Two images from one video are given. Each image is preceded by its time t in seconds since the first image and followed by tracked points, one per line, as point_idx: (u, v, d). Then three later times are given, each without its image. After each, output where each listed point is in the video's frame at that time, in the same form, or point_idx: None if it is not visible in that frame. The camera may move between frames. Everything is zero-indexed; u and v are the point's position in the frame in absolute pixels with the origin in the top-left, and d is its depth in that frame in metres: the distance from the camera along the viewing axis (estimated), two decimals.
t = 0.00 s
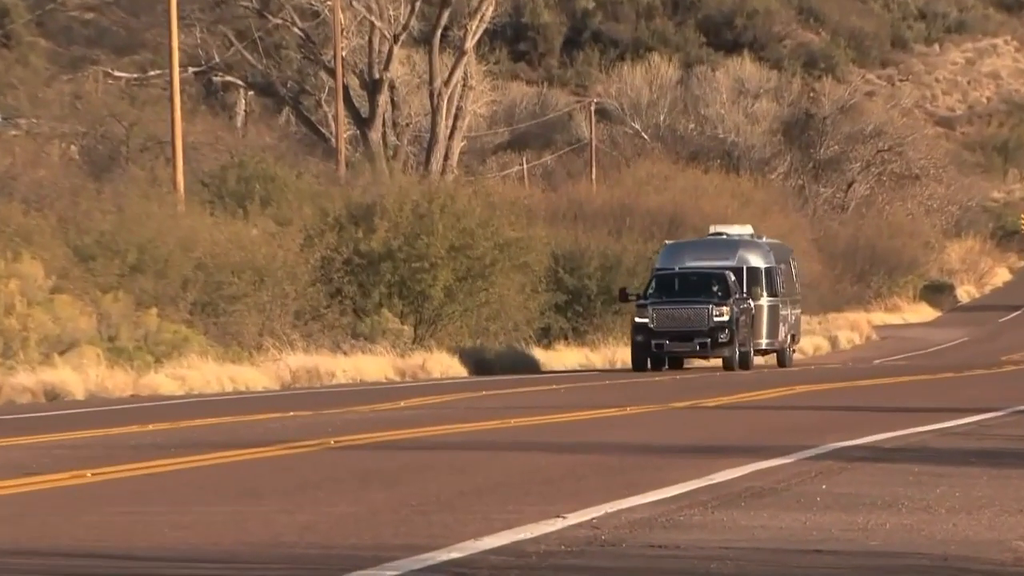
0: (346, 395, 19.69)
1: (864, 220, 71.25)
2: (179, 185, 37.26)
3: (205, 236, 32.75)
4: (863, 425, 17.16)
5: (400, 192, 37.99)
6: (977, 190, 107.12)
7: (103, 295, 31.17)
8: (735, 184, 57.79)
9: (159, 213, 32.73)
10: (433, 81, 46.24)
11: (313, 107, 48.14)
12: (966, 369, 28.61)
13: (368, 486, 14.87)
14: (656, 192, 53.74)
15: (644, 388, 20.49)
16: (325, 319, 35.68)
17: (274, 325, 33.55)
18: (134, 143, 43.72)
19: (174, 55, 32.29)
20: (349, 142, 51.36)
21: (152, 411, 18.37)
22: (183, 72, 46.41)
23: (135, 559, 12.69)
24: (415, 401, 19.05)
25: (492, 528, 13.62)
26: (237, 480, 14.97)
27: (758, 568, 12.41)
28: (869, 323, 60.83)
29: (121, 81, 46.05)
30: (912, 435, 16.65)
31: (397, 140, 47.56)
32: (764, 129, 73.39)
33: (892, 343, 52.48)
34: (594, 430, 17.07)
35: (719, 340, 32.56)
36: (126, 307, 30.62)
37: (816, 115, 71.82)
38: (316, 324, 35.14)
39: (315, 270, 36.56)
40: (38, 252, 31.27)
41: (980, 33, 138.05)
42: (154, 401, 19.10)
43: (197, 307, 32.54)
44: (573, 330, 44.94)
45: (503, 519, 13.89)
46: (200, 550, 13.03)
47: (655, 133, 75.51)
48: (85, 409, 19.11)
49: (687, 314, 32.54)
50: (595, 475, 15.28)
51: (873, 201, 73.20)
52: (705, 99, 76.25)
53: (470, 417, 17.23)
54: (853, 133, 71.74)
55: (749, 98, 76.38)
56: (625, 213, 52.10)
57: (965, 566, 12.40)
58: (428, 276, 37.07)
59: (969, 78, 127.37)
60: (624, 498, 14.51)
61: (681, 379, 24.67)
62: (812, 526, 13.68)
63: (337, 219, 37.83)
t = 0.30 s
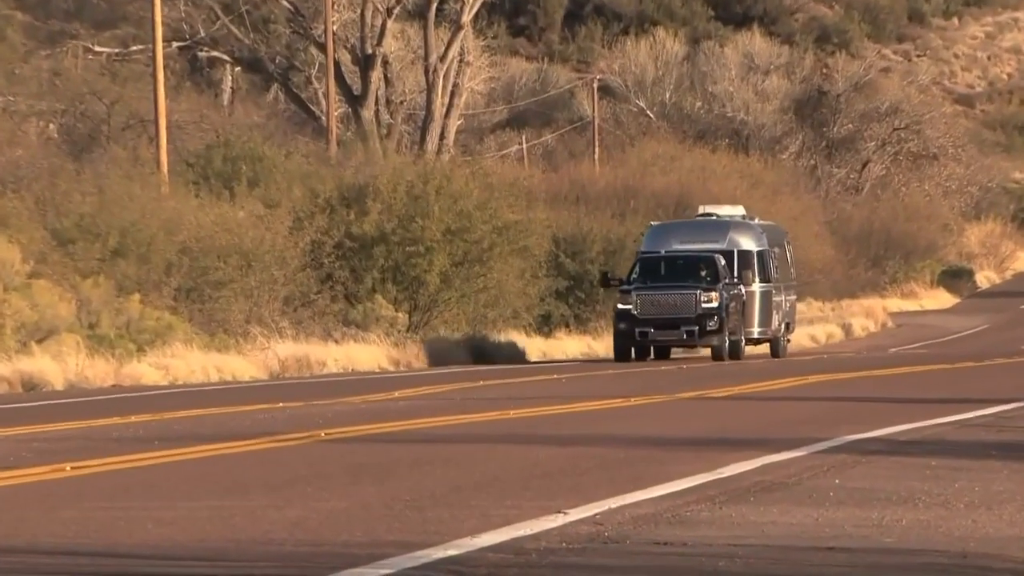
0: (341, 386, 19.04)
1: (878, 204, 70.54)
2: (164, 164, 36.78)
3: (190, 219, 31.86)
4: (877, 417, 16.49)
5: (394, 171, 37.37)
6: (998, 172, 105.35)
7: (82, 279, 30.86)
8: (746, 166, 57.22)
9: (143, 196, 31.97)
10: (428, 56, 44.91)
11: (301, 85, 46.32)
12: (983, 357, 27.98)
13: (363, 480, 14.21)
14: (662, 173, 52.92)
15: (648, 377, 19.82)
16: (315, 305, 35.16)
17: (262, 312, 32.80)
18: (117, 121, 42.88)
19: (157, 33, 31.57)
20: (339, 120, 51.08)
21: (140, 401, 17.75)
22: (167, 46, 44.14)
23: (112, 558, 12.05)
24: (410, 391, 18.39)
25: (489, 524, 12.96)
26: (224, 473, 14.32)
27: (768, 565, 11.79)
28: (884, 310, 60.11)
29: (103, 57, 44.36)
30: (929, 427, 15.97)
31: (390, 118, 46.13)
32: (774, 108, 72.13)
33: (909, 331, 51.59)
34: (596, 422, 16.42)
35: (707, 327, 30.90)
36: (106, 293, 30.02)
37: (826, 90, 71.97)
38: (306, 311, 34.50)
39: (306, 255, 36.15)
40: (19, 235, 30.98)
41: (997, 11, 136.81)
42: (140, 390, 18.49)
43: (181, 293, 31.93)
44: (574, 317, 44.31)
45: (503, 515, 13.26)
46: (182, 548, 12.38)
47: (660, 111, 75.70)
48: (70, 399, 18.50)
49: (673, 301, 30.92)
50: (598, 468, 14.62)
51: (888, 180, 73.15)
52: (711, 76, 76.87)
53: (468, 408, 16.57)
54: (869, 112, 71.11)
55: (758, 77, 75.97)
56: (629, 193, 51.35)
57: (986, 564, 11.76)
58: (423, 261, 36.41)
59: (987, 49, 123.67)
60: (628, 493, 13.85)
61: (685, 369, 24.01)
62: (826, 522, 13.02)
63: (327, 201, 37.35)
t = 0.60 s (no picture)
0: (337, 381, 18.68)
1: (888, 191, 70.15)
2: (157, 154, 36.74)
3: (181, 210, 31.57)
4: (886, 413, 16.10)
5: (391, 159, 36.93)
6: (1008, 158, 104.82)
7: (71, 270, 30.45)
8: (754, 155, 56.87)
9: (134, 185, 31.70)
10: (426, 43, 44.39)
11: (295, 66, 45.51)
12: (993, 351, 27.54)
13: (360, 477, 13.86)
14: (666, 162, 52.51)
15: (651, 373, 19.44)
16: (310, 298, 34.39)
17: (258, 305, 32.27)
18: (106, 109, 42.29)
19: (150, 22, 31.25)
20: (335, 107, 50.87)
21: (132, 396, 17.40)
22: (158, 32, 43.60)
23: (103, 557, 11.72)
24: (406, 386, 18.01)
25: (489, 523, 12.61)
26: (217, 470, 13.98)
27: (774, 565, 11.45)
28: (894, 302, 59.67)
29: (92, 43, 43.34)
30: (939, 423, 15.58)
31: (387, 105, 45.95)
32: (781, 94, 72.65)
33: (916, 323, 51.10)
34: (599, 418, 16.06)
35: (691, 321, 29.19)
36: (96, 286, 29.82)
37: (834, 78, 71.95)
38: (301, 303, 33.90)
39: (302, 247, 35.76)
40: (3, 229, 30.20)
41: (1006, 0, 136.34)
42: (130, 385, 18.13)
43: (173, 285, 31.60)
44: (577, 311, 43.65)
45: (503, 514, 12.91)
46: (174, 548, 12.04)
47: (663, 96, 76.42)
48: (59, 394, 18.13)
49: (655, 293, 29.23)
50: (601, 465, 14.25)
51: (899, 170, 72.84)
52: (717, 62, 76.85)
53: (468, 403, 16.21)
54: (878, 99, 70.93)
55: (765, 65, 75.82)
56: (633, 182, 50.89)
57: (998, 564, 11.40)
58: (421, 251, 36.08)
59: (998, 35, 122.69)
60: (631, 491, 13.49)
61: (684, 365, 23.61)
62: (834, 521, 12.67)
63: (322, 191, 36.99)
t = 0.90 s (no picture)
0: (335, 380, 18.61)
1: (891, 187, 70.11)
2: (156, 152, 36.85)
3: (181, 209, 31.37)
4: (888, 412, 16.03)
5: (393, 157, 36.85)
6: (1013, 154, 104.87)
7: (71, 270, 30.40)
8: (757, 153, 56.97)
9: (133, 184, 31.62)
10: (427, 41, 44.26)
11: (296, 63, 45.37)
12: (997, 349, 27.47)
13: (361, 477, 13.79)
14: (669, 159, 52.49)
15: (651, 372, 19.37)
16: (310, 296, 34.75)
17: (257, 304, 32.26)
18: (105, 107, 42.21)
19: (149, 24, 31.20)
20: (334, 105, 50.93)
21: (130, 395, 17.31)
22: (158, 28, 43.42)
23: (103, 557, 11.66)
24: (406, 386, 17.93)
25: (490, 523, 12.55)
26: (218, 469, 13.91)
27: (778, 566, 11.38)
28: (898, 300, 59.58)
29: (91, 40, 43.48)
30: (942, 423, 15.51)
31: (388, 102, 45.58)
32: (784, 93, 73.42)
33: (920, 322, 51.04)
34: (601, 417, 15.98)
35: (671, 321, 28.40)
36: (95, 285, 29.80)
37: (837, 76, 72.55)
38: (301, 302, 33.92)
39: (303, 245, 35.77)
40: None
41: None
42: (127, 385, 18.03)
43: (172, 284, 31.64)
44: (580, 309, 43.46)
45: (505, 514, 12.84)
46: (174, 548, 11.98)
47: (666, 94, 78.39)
48: (57, 394, 18.06)
49: (634, 291, 28.42)
50: (603, 465, 14.18)
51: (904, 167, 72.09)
52: (721, 61, 78.31)
53: (468, 402, 16.14)
54: (883, 97, 71.00)
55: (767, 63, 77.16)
56: (635, 180, 50.79)
57: (1002, 563, 11.33)
58: (422, 250, 36.06)
59: (1004, 32, 122.32)
60: (633, 490, 13.43)
61: (685, 363, 23.57)
62: (837, 521, 12.60)
63: (322, 189, 37.04)
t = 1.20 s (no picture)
0: (337, 375, 18.60)
1: (894, 185, 70.16)
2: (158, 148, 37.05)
3: (183, 205, 31.45)
4: (889, 407, 16.02)
5: (394, 152, 36.77)
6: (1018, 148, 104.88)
7: (71, 266, 30.05)
8: (759, 148, 56.92)
9: (134, 180, 31.61)
10: (430, 36, 44.22)
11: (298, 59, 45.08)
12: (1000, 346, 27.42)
13: (362, 473, 13.77)
14: (671, 155, 52.56)
15: (652, 368, 19.35)
16: (313, 293, 34.87)
17: (259, 301, 32.11)
18: (106, 103, 42.60)
19: (151, 20, 31.16)
20: (337, 100, 50.92)
21: (132, 391, 17.30)
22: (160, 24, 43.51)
23: (106, 554, 11.67)
24: (407, 381, 17.92)
25: (493, 519, 12.56)
26: (221, 465, 13.91)
27: (779, 562, 11.39)
28: (900, 297, 59.62)
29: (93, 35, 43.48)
30: (944, 418, 15.49)
31: (390, 99, 45.49)
32: (787, 89, 72.76)
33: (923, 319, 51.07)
34: (604, 412, 15.98)
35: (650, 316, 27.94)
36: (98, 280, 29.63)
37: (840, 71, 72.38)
38: (302, 299, 33.97)
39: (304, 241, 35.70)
40: None
41: None
42: (127, 381, 18.01)
43: (174, 280, 31.34)
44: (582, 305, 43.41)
45: (508, 509, 12.85)
46: (177, 544, 11.98)
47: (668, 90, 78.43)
48: (58, 389, 18.04)
49: (613, 287, 27.94)
50: (605, 460, 14.18)
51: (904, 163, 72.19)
52: (723, 56, 78.18)
53: (470, 398, 16.13)
54: (884, 92, 70.86)
55: (769, 59, 76.98)
56: (637, 176, 50.96)
57: (1003, 559, 11.34)
58: (424, 246, 35.99)
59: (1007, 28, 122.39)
60: (634, 486, 13.43)
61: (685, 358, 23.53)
62: (838, 517, 12.60)
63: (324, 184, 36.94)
